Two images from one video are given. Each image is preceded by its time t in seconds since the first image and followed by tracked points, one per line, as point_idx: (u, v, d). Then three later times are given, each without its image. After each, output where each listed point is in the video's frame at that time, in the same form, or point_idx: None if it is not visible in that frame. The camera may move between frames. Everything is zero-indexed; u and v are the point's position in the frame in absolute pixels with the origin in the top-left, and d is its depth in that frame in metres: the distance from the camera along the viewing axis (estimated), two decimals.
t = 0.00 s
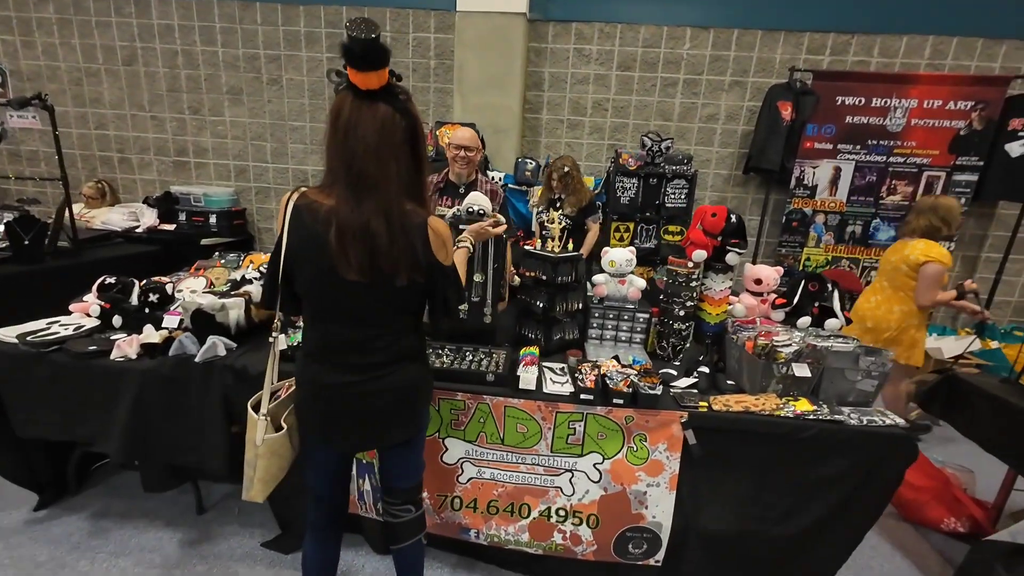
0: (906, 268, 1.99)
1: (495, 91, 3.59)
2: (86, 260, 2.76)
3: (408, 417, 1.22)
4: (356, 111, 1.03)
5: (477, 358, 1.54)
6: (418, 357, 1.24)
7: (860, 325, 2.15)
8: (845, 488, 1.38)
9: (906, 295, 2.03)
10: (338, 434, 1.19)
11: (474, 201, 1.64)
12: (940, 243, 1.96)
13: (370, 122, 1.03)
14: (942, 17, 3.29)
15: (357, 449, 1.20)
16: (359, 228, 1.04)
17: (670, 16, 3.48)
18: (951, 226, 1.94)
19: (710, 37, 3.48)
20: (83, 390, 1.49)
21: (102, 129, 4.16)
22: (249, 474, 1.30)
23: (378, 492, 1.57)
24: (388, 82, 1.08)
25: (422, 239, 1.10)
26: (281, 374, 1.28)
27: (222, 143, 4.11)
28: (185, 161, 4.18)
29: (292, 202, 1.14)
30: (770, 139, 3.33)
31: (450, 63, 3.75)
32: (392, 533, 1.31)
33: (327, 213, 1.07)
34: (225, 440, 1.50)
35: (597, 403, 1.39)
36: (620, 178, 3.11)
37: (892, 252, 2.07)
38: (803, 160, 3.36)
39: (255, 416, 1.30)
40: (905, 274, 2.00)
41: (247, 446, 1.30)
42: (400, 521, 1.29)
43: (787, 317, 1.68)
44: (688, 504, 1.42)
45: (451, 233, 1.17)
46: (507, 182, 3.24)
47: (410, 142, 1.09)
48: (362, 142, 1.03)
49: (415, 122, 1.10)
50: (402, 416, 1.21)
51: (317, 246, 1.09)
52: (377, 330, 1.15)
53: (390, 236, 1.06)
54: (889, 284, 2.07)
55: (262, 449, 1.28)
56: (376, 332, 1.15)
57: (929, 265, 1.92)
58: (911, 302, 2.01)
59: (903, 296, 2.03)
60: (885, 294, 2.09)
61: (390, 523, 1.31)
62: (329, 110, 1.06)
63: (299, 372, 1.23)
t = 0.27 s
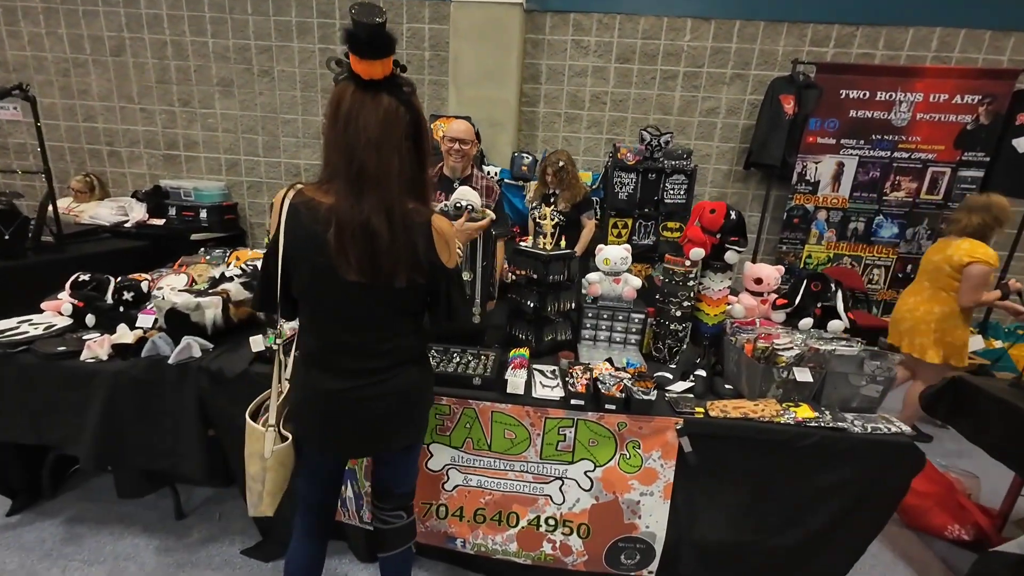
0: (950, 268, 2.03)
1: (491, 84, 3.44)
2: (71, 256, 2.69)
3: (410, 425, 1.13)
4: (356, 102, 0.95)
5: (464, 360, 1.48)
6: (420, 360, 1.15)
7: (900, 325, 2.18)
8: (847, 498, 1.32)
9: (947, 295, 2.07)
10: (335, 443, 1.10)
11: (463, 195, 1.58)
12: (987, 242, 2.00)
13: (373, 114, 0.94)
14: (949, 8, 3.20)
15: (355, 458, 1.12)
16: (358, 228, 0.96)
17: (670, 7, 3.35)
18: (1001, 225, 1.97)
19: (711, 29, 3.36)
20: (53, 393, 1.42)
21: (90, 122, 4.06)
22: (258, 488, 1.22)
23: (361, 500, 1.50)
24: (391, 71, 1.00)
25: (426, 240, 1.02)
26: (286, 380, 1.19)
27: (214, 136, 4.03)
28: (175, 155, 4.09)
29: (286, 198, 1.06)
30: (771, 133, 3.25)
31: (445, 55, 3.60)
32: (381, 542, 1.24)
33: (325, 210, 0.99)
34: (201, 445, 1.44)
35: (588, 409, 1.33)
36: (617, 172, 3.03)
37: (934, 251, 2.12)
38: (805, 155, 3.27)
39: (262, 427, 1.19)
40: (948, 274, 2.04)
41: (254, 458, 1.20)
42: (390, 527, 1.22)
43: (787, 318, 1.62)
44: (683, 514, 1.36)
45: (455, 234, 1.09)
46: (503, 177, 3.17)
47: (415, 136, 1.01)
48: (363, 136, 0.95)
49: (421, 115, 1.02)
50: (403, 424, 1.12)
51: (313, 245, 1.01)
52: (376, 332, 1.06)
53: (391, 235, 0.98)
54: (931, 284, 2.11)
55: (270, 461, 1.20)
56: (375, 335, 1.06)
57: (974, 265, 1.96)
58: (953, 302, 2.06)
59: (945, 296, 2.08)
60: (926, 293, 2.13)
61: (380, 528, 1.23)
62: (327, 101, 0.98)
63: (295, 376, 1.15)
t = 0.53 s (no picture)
0: (994, 268, 1.91)
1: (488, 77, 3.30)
2: (57, 251, 2.60)
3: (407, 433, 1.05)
4: (347, 96, 0.86)
5: (448, 364, 1.41)
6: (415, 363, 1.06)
7: (939, 323, 2.13)
8: (852, 512, 1.25)
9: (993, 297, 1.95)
10: (328, 454, 1.00)
11: (450, 190, 1.51)
12: None
13: (366, 108, 0.85)
14: None
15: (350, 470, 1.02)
16: (354, 228, 0.86)
17: None
18: None
19: (715, 18, 3.20)
20: (21, 396, 1.37)
21: (83, 116, 3.96)
22: (266, 501, 1.07)
23: (342, 508, 1.44)
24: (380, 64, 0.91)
25: (427, 241, 0.94)
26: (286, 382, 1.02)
27: (207, 131, 3.93)
28: (167, 150, 4.01)
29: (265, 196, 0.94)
30: (776, 126, 3.11)
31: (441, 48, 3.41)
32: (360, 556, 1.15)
33: (314, 208, 0.89)
34: (174, 452, 1.38)
35: (576, 417, 1.26)
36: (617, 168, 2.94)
37: (978, 251, 2.00)
38: (811, 149, 3.16)
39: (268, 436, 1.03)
40: (993, 275, 1.93)
41: (259, 471, 1.05)
42: (372, 539, 1.14)
43: (790, 321, 1.54)
44: (676, 527, 1.30)
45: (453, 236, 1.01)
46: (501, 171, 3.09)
47: (410, 132, 0.92)
48: (356, 131, 0.85)
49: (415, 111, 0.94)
50: (400, 432, 1.04)
51: (301, 244, 0.89)
52: (376, 335, 0.96)
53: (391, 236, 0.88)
54: (975, 284, 2.00)
55: (278, 471, 1.04)
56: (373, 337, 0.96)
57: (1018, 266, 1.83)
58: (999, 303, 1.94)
59: (990, 297, 1.96)
60: (969, 293, 2.03)
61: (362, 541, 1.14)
62: (312, 95, 0.88)
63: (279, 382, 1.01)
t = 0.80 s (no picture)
0: None
1: (487, 69, 3.23)
2: (54, 247, 2.54)
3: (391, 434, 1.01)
4: (329, 84, 0.79)
5: (437, 364, 1.36)
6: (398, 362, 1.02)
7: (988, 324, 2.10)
8: (858, 523, 1.18)
9: None
10: (307, 461, 0.94)
11: (440, 184, 1.46)
12: None
13: (351, 97, 0.79)
14: None
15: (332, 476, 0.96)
16: (342, 222, 0.80)
17: None
18: None
19: (723, 6, 3.09)
20: (4, 395, 1.34)
21: (85, 111, 3.83)
22: (232, 524, 0.97)
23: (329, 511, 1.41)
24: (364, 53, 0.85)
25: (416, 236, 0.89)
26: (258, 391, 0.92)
27: (207, 126, 3.81)
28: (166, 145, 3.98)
29: (234, 185, 0.84)
30: (785, 119, 3.02)
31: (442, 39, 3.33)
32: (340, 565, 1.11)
33: (295, 200, 0.81)
34: (158, 453, 1.35)
35: (568, 420, 1.20)
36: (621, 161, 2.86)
37: None
38: (822, 141, 3.06)
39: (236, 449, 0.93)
40: None
41: (224, 491, 0.94)
42: (354, 548, 1.09)
43: (795, 320, 1.47)
44: (672, 536, 1.24)
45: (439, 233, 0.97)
46: (502, 165, 3.02)
47: (394, 123, 0.87)
48: (340, 120, 0.79)
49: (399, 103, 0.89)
50: (384, 433, 1.00)
51: (280, 238, 0.82)
52: (360, 333, 0.91)
53: (381, 229, 0.83)
54: None
55: (247, 488, 0.94)
56: (356, 335, 0.90)
57: None
58: None
59: None
60: None
61: (342, 550, 1.10)
62: (290, 82, 0.81)
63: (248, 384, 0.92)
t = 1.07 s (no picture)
0: None
1: (494, 63, 3.19)
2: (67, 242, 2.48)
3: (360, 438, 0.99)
4: (279, 70, 0.75)
5: (436, 363, 1.34)
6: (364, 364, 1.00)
7: None
8: (870, 530, 1.14)
9: None
10: (275, 468, 0.93)
11: (440, 180, 1.42)
12: None
13: (299, 83, 0.75)
14: None
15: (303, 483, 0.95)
16: (297, 218, 0.77)
17: None
18: None
19: None
20: (10, 392, 1.36)
21: (98, 110, 3.87)
22: (228, 535, 0.95)
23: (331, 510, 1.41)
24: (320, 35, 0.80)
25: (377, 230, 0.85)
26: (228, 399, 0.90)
27: (216, 123, 3.83)
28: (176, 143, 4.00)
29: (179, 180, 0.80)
30: (799, 111, 2.94)
31: (448, 33, 3.29)
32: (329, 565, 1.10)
33: (246, 195, 0.78)
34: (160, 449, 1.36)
35: (568, 422, 1.17)
36: (629, 156, 2.81)
37: None
38: (838, 135, 2.96)
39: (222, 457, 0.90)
40: None
41: (214, 502, 0.92)
42: (335, 551, 1.08)
43: (807, 320, 1.42)
44: (676, 541, 1.21)
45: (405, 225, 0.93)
46: (508, 161, 2.99)
47: (349, 110, 0.83)
48: (289, 109, 0.75)
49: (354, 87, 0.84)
50: (353, 437, 0.98)
51: (231, 235, 0.78)
52: (322, 335, 0.88)
53: (337, 225, 0.80)
54: None
55: (238, 498, 0.93)
56: (317, 340, 0.88)
57: None
58: None
59: None
60: None
61: (325, 554, 1.09)
62: (238, 67, 0.76)
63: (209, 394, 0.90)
